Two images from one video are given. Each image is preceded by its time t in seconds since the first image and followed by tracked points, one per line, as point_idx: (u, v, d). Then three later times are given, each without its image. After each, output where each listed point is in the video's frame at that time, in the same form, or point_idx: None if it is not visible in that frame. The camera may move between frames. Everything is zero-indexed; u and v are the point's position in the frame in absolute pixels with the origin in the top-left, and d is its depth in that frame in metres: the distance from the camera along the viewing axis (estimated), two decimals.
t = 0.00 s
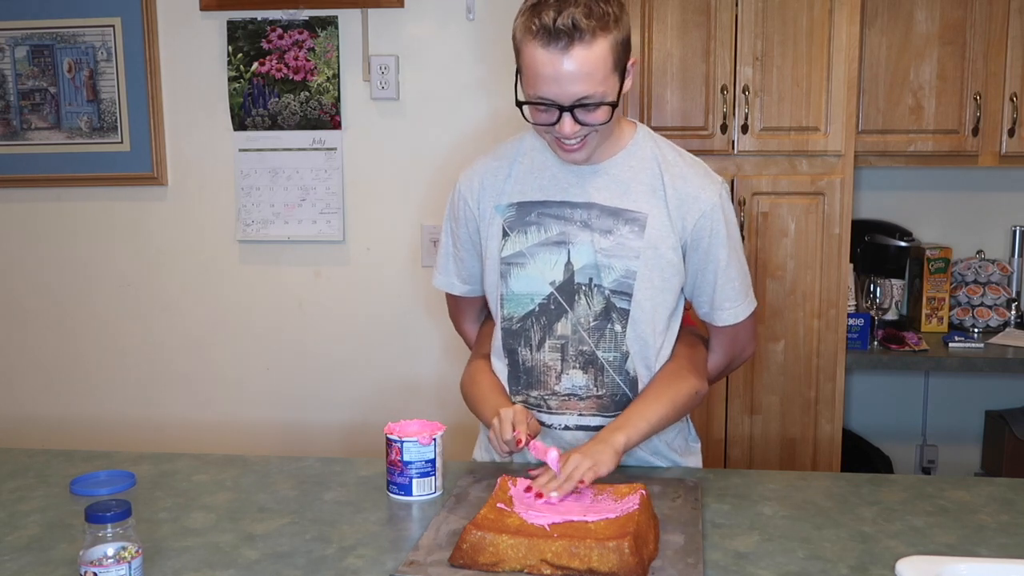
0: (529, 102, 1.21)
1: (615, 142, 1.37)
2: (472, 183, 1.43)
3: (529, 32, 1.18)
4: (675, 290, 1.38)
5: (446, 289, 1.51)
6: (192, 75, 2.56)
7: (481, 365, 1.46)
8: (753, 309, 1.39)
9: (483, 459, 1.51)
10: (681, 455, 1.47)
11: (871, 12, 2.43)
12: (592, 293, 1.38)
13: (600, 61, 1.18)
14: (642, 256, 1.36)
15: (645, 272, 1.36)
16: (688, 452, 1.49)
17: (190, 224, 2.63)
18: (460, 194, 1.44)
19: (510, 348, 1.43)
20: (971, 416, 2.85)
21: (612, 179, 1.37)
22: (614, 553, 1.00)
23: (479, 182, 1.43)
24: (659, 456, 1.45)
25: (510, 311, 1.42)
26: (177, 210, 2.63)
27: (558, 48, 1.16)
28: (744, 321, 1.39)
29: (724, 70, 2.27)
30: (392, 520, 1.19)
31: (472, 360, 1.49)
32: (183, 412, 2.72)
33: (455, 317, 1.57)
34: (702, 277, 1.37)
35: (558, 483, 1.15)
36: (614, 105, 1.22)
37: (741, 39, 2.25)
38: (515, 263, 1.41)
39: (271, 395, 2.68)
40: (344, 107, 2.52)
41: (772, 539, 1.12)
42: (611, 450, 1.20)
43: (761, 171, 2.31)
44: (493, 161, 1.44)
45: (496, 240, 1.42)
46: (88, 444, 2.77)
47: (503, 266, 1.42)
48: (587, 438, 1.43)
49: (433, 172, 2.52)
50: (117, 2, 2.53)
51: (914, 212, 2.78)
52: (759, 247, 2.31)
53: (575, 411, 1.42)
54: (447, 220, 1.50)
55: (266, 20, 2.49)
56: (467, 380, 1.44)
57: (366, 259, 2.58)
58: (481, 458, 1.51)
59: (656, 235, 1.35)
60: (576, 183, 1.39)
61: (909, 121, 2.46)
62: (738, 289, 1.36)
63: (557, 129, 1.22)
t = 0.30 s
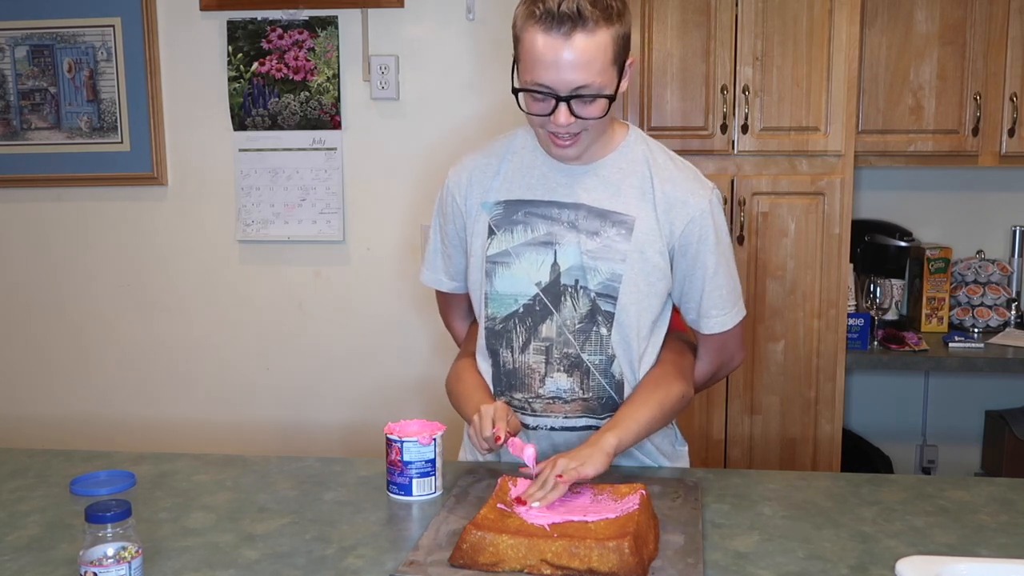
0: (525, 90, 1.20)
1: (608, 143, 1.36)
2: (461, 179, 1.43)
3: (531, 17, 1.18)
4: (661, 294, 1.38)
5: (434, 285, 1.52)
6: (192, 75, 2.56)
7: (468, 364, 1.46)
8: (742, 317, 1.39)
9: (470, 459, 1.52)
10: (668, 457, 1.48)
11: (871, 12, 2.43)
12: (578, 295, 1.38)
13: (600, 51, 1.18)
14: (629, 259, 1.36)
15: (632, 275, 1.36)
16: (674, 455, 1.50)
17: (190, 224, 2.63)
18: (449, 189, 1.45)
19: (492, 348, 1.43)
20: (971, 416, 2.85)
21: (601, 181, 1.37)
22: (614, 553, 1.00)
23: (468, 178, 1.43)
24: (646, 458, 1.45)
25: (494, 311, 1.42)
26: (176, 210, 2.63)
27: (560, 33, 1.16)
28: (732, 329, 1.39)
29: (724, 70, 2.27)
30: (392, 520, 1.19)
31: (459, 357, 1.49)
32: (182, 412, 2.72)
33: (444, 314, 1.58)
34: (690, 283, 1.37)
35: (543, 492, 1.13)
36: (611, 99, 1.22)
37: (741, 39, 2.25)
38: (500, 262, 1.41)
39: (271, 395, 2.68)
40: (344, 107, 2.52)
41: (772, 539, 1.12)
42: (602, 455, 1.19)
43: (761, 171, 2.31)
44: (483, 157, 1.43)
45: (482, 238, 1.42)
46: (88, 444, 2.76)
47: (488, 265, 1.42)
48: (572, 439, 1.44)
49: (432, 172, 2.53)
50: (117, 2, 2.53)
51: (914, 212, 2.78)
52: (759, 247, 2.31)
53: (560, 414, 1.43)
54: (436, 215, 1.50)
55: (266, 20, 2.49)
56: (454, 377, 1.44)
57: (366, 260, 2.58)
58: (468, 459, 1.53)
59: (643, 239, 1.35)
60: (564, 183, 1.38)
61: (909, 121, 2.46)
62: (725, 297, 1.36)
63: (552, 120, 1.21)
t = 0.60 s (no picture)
0: (522, 88, 1.20)
1: (600, 142, 1.36)
2: (452, 184, 1.43)
3: (526, 15, 1.18)
4: (658, 292, 1.38)
5: (430, 289, 1.53)
6: (192, 75, 2.56)
7: (468, 366, 1.46)
8: (739, 311, 1.40)
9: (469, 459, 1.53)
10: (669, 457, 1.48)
11: (871, 12, 2.43)
12: (576, 295, 1.38)
13: (596, 48, 1.18)
14: (625, 257, 1.36)
15: (628, 275, 1.36)
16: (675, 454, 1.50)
17: (190, 224, 2.63)
18: (441, 194, 1.44)
19: (491, 352, 1.43)
20: (971, 416, 2.85)
21: (596, 180, 1.37)
22: (614, 553, 1.00)
23: (460, 182, 1.43)
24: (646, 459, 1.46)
25: (492, 314, 1.42)
26: (177, 210, 2.63)
27: (556, 30, 1.16)
28: (729, 324, 1.39)
29: (725, 70, 2.27)
30: (393, 519, 1.19)
31: (458, 359, 1.50)
32: (182, 412, 2.72)
33: (441, 319, 1.58)
34: (687, 280, 1.37)
35: (595, 500, 1.10)
36: (607, 96, 1.21)
37: (741, 39, 2.25)
38: (495, 265, 1.40)
39: (271, 395, 2.68)
40: (344, 107, 2.52)
41: (772, 539, 1.12)
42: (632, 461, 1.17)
43: (761, 171, 2.31)
44: (474, 160, 1.43)
45: (477, 242, 1.42)
46: (89, 444, 2.76)
47: (484, 268, 1.41)
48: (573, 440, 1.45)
49: (432, 171, 2.53)
50: (117, 2, 2.53)
51: (914, 212, 2.78)
52: (759, 247, 2.31)
53: (560, 415, 1.43)
54: (429, 219, 1.50)
55: (266, 20, 2.49)
56: (454, 379, 1.44)
57: (366, 259, 2.58)
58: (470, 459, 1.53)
59: (638, 237, 1.35)
60: (558, 183, 1.38)
61: (909, 121, 2.46)
62: (722, 292, 1.37)
63: (548, 118, 1.21)
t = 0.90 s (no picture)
0: (529, 85, 1.20)
1: (605, 140, 1.37)
2: (457, 182, 1.43)
3: (533, 13, 1.18)
4: (661, 290, 1.38)
5: (434, 287, 1.52)
6: (192, 75, 2.56)
7: (469, 364, 1.48)
8: (741, 311, 1.40)
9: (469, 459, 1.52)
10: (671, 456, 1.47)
11: (871, 12, 2.43)
12: (580, 291, 1.38)
13: (603, 45, 1.18)
14: (629, 254, 1.36)
15: (632, 271, 1.36)
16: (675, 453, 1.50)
17: (190, 224, 2.63)
18: (447, 191, 1.44)
19: (495, 348, 1.43)
20: (971, 416, 2.85)
21: (601, 178, 1.37)
22: (614, 553, 1.00)
23: (465, 180, 1.43)
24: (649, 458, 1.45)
25: (496, 310, 1.41)
26: (177, 210, 2.63)
27: (563, 28, 1.16)
28: (732, 322, 1.40)
29: (725, 70, 2.27)
30: (392, 519, 1.19)
31: (460, 358, 1.50)
32: (183, 412, 2.72)
33: (445, 316, 1.58)
34: (690, 278, 1.38)
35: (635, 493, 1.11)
36: (613, 93, 1.22)
37: (741, 39, 2.25)
38: (500, 262, 1.40)
39: (271, 395, 2.68)
40: (344, 107, 2.52)
41: (772, 539, 1.12)
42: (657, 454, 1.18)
43: (761, 171, 2.31)
44: (479, 159, 1.43)
45: (481, 238, 1.41)
46: (89, 444, 2.76)
47: (488, 265, 1.41)
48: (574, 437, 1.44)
49: (432, 171, 2.53)
50: (117, 2, 2.53)
51: (914, 212, 2.78)
52: (759, 247, 2.31)
53: (562, 410, 1.43)
54: (434, 218, 1.50)
55: (266, 20, 2.49)
56: (455, 378, 1.46)
57: (366, 259, 2.58)
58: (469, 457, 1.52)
59: (642, 234, 1.35)
60: (562, 181, 1.38)
61: (909, 121, 2.46)
62: (725, 290, 1.37)
63: (555, 114, 1.21)
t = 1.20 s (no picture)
0: (537, 86, 1.20)
1: (611, 141, 1.37)
2: (464, 181, 1.42)
3: (542, 15, 1.18)
4: (666, 288, 1.39)
5: (438, 284, 1.52)
6: (192, 75, 2.56)
7: (475, 361, 1.46)
8: (744, 308, 1.41)
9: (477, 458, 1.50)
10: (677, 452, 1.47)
11: (871, 13, 2.43)
12: (587, 291, 1.38)
13: (610, 48, 1.18)
14: (636, 254, 1.36)
15: (639, 271, 1.37)
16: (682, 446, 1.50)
17: (190, 224, 2.63)
18: (452, 190, 1.44)
19: (502, 345, 1.43)
20: (971, 416, 2.85)
21: (608, 178, 1.37)
22: (614, 553, 1.00)
23: (471, 180, 1.42)
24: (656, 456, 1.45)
25: (503, 308, 1.41)
26: (177, 210, 2.63)
27: (571, 30, 1.16)
28: (734, 320, 1.40)
29: (724, 70, 2.27)
30: (393, 519, 1.19)
31: (465, 353, 1.49)
32: (183, 412, 2.72)
33: (447, 312, 1.57)
34: (694, 277, 1.38)
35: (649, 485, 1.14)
36: (620, 96, 1.22)
37: (741, 39, 2.25)
38: (507, 261, 1.40)
39: (271, 395, 2.68)
40: (344, 107, 2.52)
41: (772, 539, 1.12)
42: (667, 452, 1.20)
43: (761, 171, 2.31)
44: (485, 158, 1.42)
45: (488, 238, 1.41)
46: (89, 444, 2.76)
47: (495, 264, 1.41)
48: (582, 435, 1.43)
49: (432, 172, 2.53)
50: (117, 2, 2.53)
51: (914, 212, 2.78)
52: (759, 247, 2.31)
53: (570, 407, 1.43)
54: (439, 215, 1.49)
55: (266, 20, 2.49)
56: (462, 375, 1.45)
57: (366, 259, 2.58)
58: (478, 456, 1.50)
59: (649, 234, 1.36)
60: (569, 181, 1.38)
61: (909, 121, 2.46)
62: (728, 289, 1.38)
63: (562, 116, 1.21)
